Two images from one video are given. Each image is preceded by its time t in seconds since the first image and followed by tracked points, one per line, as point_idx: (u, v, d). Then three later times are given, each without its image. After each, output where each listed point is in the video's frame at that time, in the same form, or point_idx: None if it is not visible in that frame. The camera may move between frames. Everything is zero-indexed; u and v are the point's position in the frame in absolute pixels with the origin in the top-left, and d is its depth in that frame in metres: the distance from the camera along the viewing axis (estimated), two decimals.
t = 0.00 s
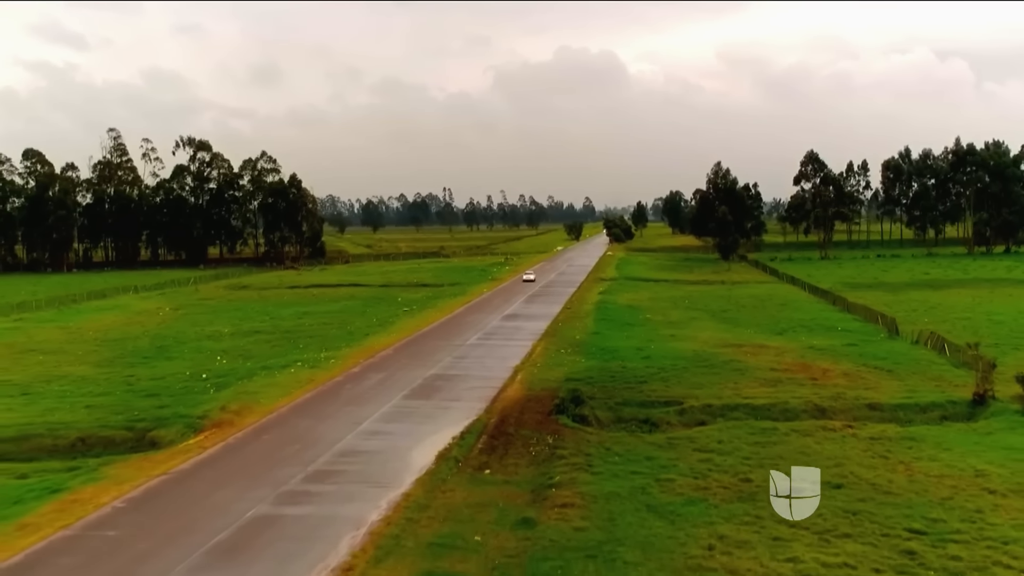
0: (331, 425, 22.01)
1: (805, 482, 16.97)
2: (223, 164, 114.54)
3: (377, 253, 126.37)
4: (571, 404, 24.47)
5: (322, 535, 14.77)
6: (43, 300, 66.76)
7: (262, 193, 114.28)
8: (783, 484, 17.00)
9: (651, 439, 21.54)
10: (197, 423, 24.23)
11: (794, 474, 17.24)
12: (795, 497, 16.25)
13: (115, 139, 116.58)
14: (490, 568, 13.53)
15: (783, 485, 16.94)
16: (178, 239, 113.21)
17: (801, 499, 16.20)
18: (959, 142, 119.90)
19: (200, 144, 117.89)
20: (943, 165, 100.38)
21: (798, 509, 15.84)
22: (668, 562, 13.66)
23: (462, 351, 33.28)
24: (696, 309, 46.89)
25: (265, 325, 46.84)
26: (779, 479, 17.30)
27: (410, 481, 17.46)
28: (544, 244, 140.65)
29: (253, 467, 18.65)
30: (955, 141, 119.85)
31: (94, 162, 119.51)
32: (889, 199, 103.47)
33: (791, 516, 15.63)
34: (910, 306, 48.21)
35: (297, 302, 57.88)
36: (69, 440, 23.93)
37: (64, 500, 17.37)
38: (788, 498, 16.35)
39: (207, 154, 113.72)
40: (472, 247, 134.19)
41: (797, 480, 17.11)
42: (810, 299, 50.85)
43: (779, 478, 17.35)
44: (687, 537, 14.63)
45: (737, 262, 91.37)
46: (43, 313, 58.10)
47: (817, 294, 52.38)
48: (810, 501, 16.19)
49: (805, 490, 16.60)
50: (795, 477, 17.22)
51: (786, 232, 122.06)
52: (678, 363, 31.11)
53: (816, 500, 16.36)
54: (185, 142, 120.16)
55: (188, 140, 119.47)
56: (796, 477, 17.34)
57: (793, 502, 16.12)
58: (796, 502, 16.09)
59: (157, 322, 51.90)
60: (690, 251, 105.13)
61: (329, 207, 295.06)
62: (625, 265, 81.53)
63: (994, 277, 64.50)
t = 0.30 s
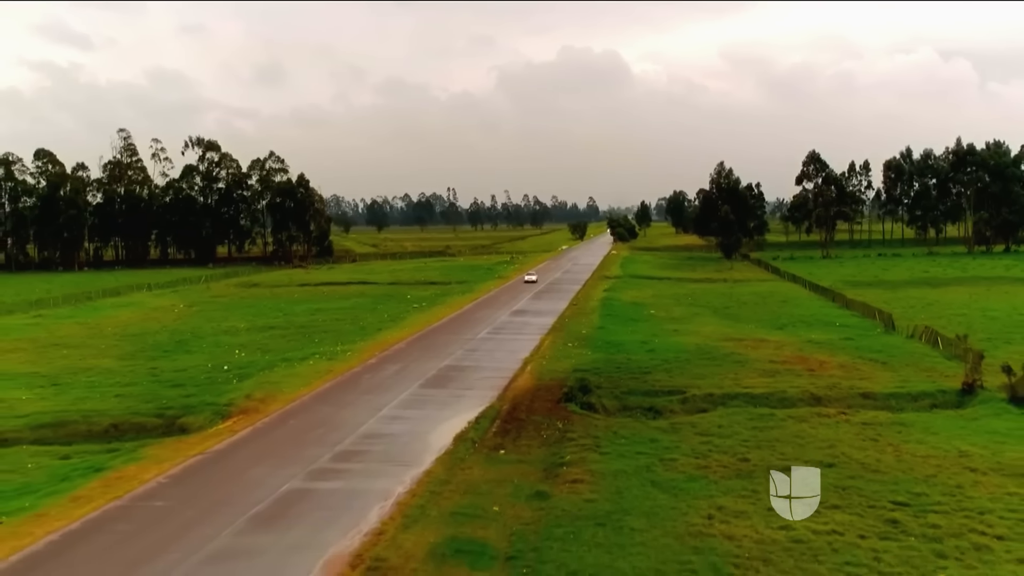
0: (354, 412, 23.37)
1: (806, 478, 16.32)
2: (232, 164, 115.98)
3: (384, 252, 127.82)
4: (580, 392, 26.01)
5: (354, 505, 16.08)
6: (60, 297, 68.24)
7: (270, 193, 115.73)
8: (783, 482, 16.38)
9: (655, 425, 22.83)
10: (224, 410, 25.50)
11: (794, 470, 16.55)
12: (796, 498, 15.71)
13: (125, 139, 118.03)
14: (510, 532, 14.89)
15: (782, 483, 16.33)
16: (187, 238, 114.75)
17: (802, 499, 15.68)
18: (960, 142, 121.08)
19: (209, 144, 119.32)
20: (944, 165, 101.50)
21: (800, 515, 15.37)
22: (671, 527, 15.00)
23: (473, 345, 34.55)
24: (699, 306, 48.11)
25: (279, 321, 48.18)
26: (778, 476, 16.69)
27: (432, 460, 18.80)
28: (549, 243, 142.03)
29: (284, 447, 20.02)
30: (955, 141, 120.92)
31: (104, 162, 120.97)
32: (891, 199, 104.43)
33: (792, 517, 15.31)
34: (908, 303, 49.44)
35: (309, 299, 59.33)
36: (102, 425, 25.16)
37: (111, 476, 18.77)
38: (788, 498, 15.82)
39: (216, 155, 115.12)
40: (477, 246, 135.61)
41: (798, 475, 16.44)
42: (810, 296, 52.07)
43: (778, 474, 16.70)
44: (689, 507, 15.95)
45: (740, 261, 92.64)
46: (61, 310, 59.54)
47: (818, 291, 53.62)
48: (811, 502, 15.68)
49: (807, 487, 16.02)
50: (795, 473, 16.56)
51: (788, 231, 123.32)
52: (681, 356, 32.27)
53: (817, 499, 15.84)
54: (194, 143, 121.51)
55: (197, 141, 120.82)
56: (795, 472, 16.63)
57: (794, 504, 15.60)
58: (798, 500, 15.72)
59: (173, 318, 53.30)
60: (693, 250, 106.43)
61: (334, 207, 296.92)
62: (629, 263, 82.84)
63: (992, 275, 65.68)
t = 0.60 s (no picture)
0: (373, 398, 24.65)
1: (806, 483, 16.90)
2: (240, 164, 117.35)
3: (389, 251, 129.06)
4: (588, 381, 27.45)
5: (382, 480, 17.34)
6: (75, 294, 69.56)
7: (277, 192, 117.10)
8: (784, 486, 16.96)
9: (660, 412, 24.09)
10: (248, 397, 26.76)
11: (795, 475, 17.19)
12: (795, 497, 16.19)
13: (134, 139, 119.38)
14: (527, 503, 16.20)
15: (784, 486, 16.91)
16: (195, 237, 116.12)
17: (801, 499, 16.15)
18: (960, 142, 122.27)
19: (217, 144, 120.66)
20: (944, 165, 102.54)
21: (798, 509, 15.76)
22: (676, 498, 16.29)
23: (483, 339, 35.79)
24: (702, 303, 49.31)
25: (292, 317, 49.46)
26: (780, 480, 17.28)
27: (451, 440, 20.09)
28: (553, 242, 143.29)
29: (312, 429, 21.26)
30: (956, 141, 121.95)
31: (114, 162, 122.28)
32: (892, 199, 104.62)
33: (790, 515, 15.50)
34: (906, 300, 50.62)
35: (320, 296, 60.63)
36: (133, 412, 26.40)
37: (151, 456, 20.04)
38: (788, 498, 16.32)
39: (224, 154, 116.39)
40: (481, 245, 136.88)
41: (799, 480, 17.03)
42: (811, 293, 53.24)
43: (780, 479, 17.30)
44: (691, 482, 17.25)
45: (742, 259, 93.87)
46: (78, 306, 60.89)
47: (818, 288, 54.77)
48: (811, 500, 16.11)
49: (806, 489, 16.59)
50: (797, 478, 17.19)
51: (790, 231, 124.44)
52: (685, 349, 33.49)
53: (815, 499, 16.29)
54: (202, 142, 122.73)
55: (205, 140, 122.08)
56: (798, 477, 17.29)
57: (793, 502, 16.06)
58: (796, 503, 15.99)
59: (188, 315, 54.58)
60: (696, 249, 107.67)
61: (339, 207, 298.48)
62: (633, 262, 84.13)
63: (991, 273, 66.80)
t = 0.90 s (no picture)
0: (394, 387, 25.94)
1: (806, 482, 16.73)
2: (248, 163, 118.65)
3: (395, 249, 130.46)
4: (598, 370, 28.84)
5: (411, 460, 18.61)
6: (91, 291, 70.95)
7: (285, 191, 118.30)
8: (785, 486, 16.77)
9: (667, 399, 25.33)
10: (274, 385, 28.00)
11: (795, 475, 17.02)
12: (795, 497, 16.02)
13: (143, 138, 120.52)
14: (547, 479, 17.47)
15: (785, 486, 16.73)
16: (203, 235, 117.43)
17: (801, 499, 15.97)
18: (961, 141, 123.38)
19: (225, 143, 121.81)
20: (945, 164, 103.54)
21: (799, 509, 15.59)
22: (686, 475, 17.54)
23: (495, 333, 36.99)
24: (706, 299, 50.54)
25: (307, 313, 50.70)
26: (781, 481, 17.10)
27: (472, 424, 21.39)
28: (557, 241, 144.60)
29: (340, 414, 22.54)
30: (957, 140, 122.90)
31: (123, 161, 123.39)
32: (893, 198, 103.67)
33: (791, 516, 15.40)
34: (905, 296, 51.84)
35: (332, 293, 61.87)
36: (164, 401, 27.62)
37: (191, 439, 21.30)
38: (788, 498, 16.14)
39: (233, 153, 117.59)
40: (486, 244, 138.22)
41: (799, 480, 16.85)
42: (813, 290, 54.47)
43: (780, 479, 17.13)
44: (700, 460, 18.51)
45: (745, 257, 95.03)
46: (94, 303, 62.21)
47: (820, 285, 56.03)
48: (811, 501, 15.94)
49: (807, 489, 16.41)
50: (797, 478, 17.01)
51: (792, 230, 125.60)
52: (690, 343, 34.71)
53: (816, 499, 16.10)
54: (210, 141, 123.68)
55: (213, 139, 123.03)
56: (797, 477, 17.10)
57: (793, 502, 15.87)
58: (797, 502, 15.86)
59: (204, 311, 55.88)
60: (699, 247, 108.83)
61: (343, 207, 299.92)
62: (637, 260, 85.30)
63: (989, 271, 67.94)
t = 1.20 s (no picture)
0: (418, 376, 27.19)
1: (806, 480, 16.58)
2: (257, 162, 120.02)
3: (402, 247, 131.77)
4: (612, 362, 30.04)
5: (443, 442, 19.83)
6: (106, 288, 72.21)
7: (294, 189, 119.63)
8: (785, 484, 16.63)
9: (680, 389, 26.54)
10: (302, 376, 29.21)
11: (795, 471, 16.85)
12: (795, 497, 15.90)
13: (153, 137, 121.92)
14: (572, 459, 18.71)
15: (785, 485, 16.61)
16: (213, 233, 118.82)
17: (801, 499, 15.83)
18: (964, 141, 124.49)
19: (234, 142, 123.18)
20: (948, 163, 104.24)
21: (798, 510, 15.48)
22: (702, 455, 18.74)
23: (510, 327, 38.19)
24: (712, 295, 51.70)
25: (323, 309, 51.92)
26: (782, 480, 16.96)
27: (496, 410, 22.66)
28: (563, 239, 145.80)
29: (369, 401, 23.81)
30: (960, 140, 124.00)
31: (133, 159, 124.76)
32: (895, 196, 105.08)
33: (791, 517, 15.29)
34: (908, 292, 52.99)
35: (345, 290, 63.04)
36: (196, 391, 28.87)
37: (232, 424, 22.51)
38: (788, 498, 16.01)
39: (242, 152, 118.84)
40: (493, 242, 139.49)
41: (799, 477, 16.69)
42: (817, 287, 55.65)
43: (779, 478, 16.99)
44: (715, 443, 19.69)
45: (750, 255, 96.16)
46: (113, 298, 63.63)
47: (824, 282, 57.21)
48: (811, 501, 15.81)
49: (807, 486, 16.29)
50: (797, 474, 16.83)
51: (796, 228, 126.83)
52: (700, 336, 35.91)
53: (816, 499, 15.99)
54: (219, 140, 124.97)
55: (222, 138, 124.33)
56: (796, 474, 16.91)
57: (793, 503, 15.75)
58: (797, 503, 15.72)
59: (222, 306, 57.22)
60: (704, 245, 110.01)
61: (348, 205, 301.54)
62: (643, 257, 86.58)
63: (990, 268, 69.03)
